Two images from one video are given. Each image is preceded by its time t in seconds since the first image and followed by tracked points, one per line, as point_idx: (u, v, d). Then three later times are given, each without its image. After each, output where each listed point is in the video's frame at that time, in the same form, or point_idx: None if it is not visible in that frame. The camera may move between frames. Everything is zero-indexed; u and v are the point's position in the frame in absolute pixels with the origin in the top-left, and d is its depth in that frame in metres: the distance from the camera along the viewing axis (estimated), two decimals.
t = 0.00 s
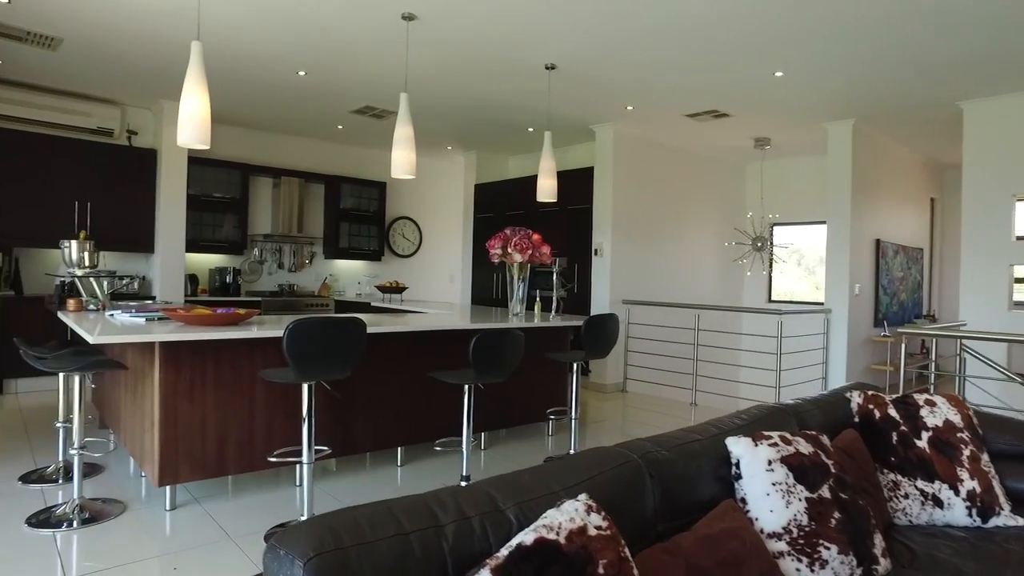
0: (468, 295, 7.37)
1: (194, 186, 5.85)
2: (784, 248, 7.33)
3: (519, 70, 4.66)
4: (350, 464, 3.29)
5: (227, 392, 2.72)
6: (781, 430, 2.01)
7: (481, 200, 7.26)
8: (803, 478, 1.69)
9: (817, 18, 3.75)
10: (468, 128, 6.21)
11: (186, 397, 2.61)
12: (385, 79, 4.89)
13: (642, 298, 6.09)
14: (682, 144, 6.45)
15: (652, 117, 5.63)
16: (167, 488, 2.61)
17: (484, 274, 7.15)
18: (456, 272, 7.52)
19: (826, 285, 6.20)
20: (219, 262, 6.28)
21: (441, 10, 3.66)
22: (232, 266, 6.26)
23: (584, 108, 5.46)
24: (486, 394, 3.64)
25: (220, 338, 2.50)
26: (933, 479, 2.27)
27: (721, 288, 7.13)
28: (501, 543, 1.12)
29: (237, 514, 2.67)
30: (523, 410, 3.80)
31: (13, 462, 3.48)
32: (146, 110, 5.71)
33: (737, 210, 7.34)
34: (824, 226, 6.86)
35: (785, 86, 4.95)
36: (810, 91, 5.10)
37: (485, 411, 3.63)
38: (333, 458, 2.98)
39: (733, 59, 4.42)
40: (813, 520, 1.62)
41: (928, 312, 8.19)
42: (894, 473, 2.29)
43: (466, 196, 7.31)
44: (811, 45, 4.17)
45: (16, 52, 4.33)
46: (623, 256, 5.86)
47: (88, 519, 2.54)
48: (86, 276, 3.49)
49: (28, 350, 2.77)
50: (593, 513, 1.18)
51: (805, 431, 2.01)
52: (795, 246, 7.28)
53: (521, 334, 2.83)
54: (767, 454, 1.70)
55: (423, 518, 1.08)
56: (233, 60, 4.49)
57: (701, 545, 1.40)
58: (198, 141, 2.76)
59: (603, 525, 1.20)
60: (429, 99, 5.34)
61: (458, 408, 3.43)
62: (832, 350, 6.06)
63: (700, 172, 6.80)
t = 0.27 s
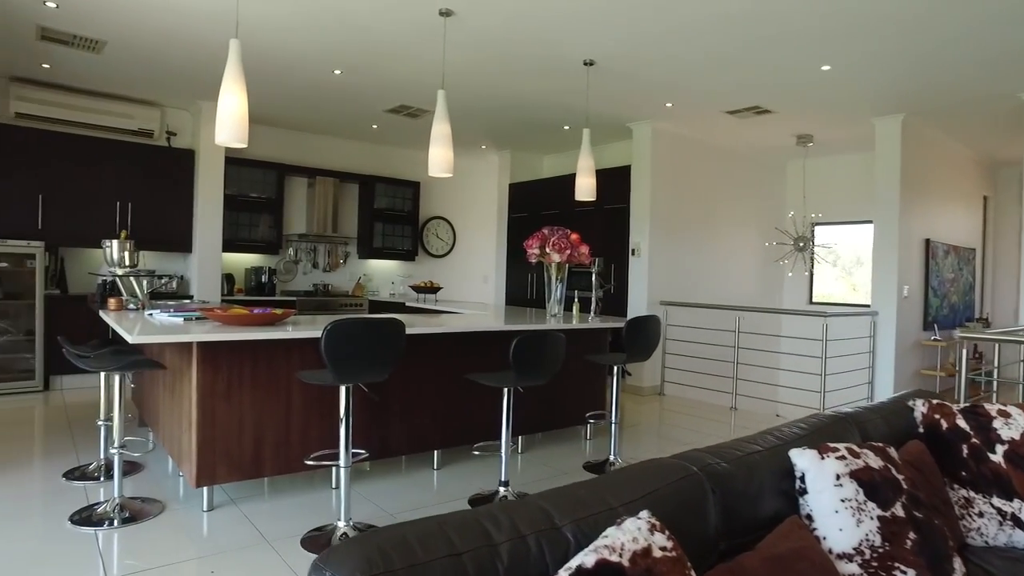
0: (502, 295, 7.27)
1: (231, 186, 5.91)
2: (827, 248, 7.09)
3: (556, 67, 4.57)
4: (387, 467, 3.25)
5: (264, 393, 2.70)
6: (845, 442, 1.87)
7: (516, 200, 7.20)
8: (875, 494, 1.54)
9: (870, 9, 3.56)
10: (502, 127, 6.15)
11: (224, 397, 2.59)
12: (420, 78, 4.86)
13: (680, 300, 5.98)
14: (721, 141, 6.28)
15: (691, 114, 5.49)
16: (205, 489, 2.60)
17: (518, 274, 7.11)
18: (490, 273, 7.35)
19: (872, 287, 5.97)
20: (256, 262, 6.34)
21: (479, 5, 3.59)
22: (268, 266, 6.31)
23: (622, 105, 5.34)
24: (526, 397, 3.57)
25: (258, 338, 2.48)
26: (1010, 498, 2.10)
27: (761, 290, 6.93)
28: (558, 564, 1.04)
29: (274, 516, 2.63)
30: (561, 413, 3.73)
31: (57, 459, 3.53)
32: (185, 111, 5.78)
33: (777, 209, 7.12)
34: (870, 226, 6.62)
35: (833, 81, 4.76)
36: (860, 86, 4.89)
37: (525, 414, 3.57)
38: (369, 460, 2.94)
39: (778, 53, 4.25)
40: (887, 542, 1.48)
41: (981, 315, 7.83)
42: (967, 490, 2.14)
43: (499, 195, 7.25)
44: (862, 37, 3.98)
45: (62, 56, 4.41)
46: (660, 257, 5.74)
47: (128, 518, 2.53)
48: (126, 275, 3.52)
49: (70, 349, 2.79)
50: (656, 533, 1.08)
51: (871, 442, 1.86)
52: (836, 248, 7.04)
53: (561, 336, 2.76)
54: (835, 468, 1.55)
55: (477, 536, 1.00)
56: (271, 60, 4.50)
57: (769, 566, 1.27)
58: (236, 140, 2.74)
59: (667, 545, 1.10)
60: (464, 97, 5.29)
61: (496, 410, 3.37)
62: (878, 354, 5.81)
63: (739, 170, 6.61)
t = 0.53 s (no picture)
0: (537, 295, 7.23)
1: (268, 186, 5.95)
2: (875, 249, 6.77)
3: (595, 62, 4.46)
4: (423, 470, 3.19)
5: (300, 394, 2.66)
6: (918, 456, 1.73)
7: (551, 199, 7.11)
8: (960, 516, 1.39)
9: None
10: (538, 125, 6.06)
11: (260, 398, 2.56)
12: (456, 75, 4.80)
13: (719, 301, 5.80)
14: (765, 138, 6.08)
15: (734, 110, 5.31)
16: (241, 490, 2.57)
17: (555, 274, 7.04)
18: (525, 272, 7.28)
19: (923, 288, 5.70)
20: (292, 261, 6.38)
21: None
22: (304, 265, 6.35)
23: (662, 101, 5.20)
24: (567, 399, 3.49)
25: (296, 338, 2.44)
26: None
27: (805, 291, 6.71)
28: None
29: (310, 519, 2.60)
30: (600, 417, 3.62)
31: (100, 455, 3.57)
32: (224, 112, 5.84)
33: (820, 208, 6.87)
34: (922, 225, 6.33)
35: (887, 74, 4.54)
36: (916, 80, 4.66)
37: (567, 417, 3.50)
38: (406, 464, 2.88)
39: (828, 45, 4.06)
40: (975, 570, 1.33)
41: None
42: None
43: (534, 195, 7.18)
44: (921, 27, 3.76)
45: (107, 59, 4.48)
46: (700, 257, 5.58)
47: (166, 518, 2.52)
48: (165, 274, 3.54)
49: (111, 347, 2.80)
50: (729, 558, 0.97)
51: (948, 457, 1.71)
52: (886, 246, 6.70)
53: (604, 338, 2.66)
54: (914, 485, 1.40)
55: (532, 559, 0.92)
56: (309, 59, 4.50)
57: None
58: (273, 137, 2.71)
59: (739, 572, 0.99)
60: (500, 95, 5.22)
61: (534, 414, 3.28)
62: (931, 360, 5.50)
63: (783, 167, 6.40)
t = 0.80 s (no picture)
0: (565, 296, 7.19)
1: (297, 186, 5.96)
2: (918, 248, 6.50)
3: (629, 57, 4.35)
4: (452, 475, 3.12)
5: (328, 397, 2.61)
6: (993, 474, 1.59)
7: (580, 198, 7.00)
8: None
9: None
10: (567, 122, 5.97)
11: (287, 401, 2.51)
12: (485, 71, 4.74)
13: (754, 303, 5.63)
14: (803, 135, 5.89)
15: (771, 106, 5.15)
16: (268, 493, 2.53)
17: (585, 274, 6.94)
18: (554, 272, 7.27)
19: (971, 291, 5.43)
20: (320, 261, 6.39)
21: None
22: (332, 265, 6.35)
23: (696, 97, 5.06)
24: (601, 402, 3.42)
25: (324, 339, 2.39)
26: None
27: (844, 293, 6.49)
28: None
29: (338, 524, 2.54)
30: (631, 421, 3.53)
31: (131, 454, 3.58)
32: (254, 112, 5.87)
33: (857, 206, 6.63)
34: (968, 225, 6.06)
35: (936, 67, 4.34)
36: (968, 72, 4.44)
37: (601, 421, 3.42)
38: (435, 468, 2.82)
39: (874, 36, 3.89)
40: None
41: None
42: None
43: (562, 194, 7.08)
44: (975, 16, 3.57)
45: (141, 60, 4.51)
46: (735, 257, 5.43)
47: (194, 521, 2.49)
48: (194, 274, 3.53)
49: (140, 347, 2.79)
50: None
51: None
52: (930, 246, 6.43)
53: (641, 342, 2.55)
54: (998, 509, 1.24)
55: None
56: (338, 57, 4.47)
57: None
58: (301, 134, 2.66)
59: None
60: (530, 91, 5.14)
61: (566, 419, 3.19)
62: (979, 366, 5.24)
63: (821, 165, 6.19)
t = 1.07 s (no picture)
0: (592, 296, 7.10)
1: (322, 185, 5.95)
2: (958, 246, 6.32)
3: (659, 51, 4.23)
4: (479, 481, 3.05)
5: (352, 402, 2.55)
6: None
7: (608, 198, 6.89)
8: None
9: None
10: (594, 120, 5.85)
11: (311, 405, 2.46)
12: (511, 67, 4.65)
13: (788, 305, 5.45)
14: (839, 131, 5.70)
15: (807, 101, 4.98)
16: (291, 499, 2.48)
17: (612, 275, 6.82)
18: (580, 273, 7.24)
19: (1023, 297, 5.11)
20: (345, 261, 6.37)
21: None
22: (356, 265, 6.33)
23: (728, 93, 4.92)
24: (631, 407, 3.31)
25: (348, 342, 2.32)
26: None
27: (881, 295, 6.28)
28: None
29: (362, 531, 2.48)
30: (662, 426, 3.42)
31: (157, 455, 3.57)
32: (279, 112, 5.87)
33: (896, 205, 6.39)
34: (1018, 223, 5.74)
35: (985, 59, 4.12)
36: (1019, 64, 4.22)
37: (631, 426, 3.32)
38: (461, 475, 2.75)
39: (920, 27, 3.71)
40: None
41: None
42: None
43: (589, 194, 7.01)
44: None
45: (168, 60, 4.52)
46: (768, 257, 5.27)
47: (217, 527, 2.45)
48: (219, 275, 3.51)
49: (164, 349, 2.77)
50: None
51: None
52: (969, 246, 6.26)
53: (676, 346, 2.44)
54: None
55: None
56: (363, 53, 4.43)
57: None
58: (326, 132, 2.60)
59: None
60: (557, 88, 5.04)
61: (595, 424, 3.10)
62: None
63: (858, 162, 5.99)
